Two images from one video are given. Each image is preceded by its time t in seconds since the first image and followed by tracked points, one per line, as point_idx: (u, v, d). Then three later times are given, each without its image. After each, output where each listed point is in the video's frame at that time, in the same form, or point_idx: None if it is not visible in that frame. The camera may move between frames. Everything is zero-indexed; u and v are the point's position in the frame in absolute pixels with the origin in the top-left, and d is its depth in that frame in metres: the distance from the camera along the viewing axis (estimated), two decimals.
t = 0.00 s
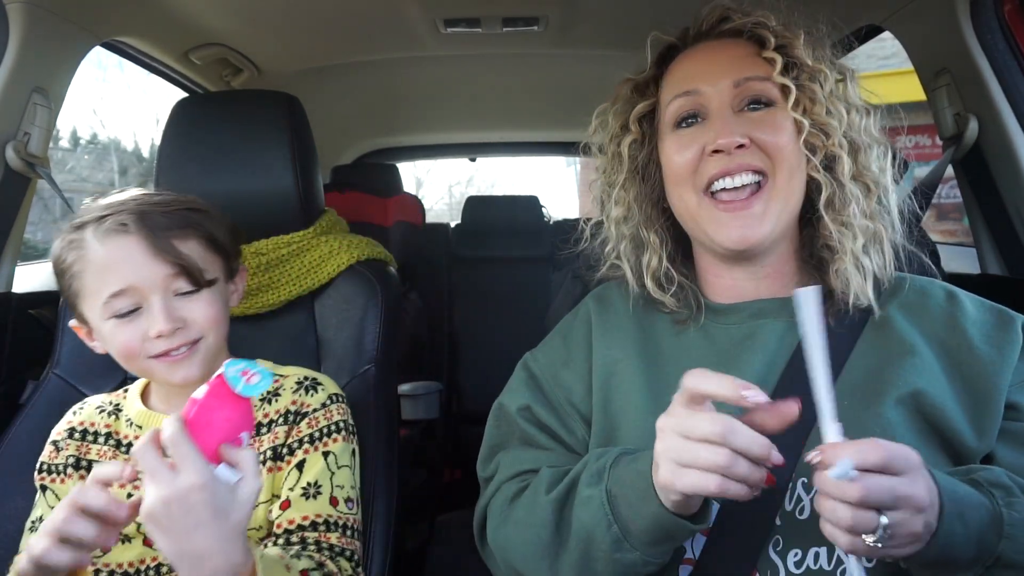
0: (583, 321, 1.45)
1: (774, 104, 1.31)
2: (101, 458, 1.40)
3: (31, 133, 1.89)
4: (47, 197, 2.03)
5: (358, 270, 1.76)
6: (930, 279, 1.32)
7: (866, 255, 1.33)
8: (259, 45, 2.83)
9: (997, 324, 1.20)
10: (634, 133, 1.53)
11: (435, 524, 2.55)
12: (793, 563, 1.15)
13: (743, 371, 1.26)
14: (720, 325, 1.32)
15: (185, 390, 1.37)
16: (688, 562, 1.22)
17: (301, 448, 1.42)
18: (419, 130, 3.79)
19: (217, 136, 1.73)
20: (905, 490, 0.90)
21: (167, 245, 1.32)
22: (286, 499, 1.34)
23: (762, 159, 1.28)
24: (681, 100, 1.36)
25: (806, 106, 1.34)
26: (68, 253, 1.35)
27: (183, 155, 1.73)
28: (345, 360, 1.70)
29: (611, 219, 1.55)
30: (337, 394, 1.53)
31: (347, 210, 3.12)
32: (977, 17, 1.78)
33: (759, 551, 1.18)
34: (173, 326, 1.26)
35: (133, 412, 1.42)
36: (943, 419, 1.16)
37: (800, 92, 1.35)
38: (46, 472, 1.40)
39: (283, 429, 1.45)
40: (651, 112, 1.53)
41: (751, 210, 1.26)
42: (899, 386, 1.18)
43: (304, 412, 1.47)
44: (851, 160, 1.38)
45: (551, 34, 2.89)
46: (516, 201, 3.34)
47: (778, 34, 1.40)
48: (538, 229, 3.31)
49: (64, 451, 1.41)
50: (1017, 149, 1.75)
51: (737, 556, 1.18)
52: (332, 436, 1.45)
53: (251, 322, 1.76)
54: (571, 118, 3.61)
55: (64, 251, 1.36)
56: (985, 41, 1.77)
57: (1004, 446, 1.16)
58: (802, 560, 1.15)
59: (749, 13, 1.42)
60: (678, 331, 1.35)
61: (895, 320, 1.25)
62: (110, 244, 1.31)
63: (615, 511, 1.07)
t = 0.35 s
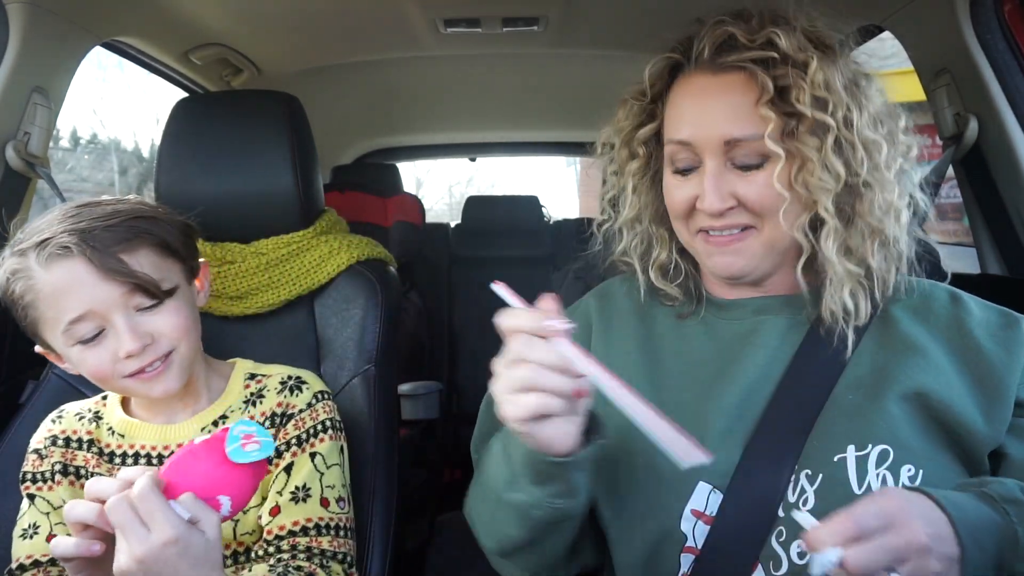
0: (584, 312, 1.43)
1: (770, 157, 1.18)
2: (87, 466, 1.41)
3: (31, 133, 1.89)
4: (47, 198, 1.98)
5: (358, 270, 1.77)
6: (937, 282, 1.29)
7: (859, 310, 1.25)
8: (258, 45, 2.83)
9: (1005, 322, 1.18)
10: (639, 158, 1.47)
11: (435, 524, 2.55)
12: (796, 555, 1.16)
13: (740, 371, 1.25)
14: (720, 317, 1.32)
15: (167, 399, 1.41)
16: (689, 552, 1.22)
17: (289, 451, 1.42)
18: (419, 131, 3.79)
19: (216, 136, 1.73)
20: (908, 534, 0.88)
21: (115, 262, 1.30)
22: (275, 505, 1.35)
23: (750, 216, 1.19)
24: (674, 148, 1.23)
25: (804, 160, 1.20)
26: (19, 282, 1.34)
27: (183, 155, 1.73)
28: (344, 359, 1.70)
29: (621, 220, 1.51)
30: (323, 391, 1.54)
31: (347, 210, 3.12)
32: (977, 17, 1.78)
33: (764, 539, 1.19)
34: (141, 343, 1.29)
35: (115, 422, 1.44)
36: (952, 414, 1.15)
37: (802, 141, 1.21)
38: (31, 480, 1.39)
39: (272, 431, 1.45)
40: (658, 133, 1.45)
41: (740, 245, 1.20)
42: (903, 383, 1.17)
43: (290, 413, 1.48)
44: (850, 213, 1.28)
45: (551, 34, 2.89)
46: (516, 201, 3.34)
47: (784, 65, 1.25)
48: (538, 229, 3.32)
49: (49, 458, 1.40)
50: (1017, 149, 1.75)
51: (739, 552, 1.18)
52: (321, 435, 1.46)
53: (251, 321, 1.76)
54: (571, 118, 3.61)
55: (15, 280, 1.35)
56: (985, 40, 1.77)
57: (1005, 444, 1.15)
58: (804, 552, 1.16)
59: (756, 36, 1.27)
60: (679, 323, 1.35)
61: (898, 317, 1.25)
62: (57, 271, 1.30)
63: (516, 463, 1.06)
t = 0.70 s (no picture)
0: (586, 312, 1.43)
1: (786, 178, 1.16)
2: (92, 462, 1.41)
3: (31, 133, 1.89)
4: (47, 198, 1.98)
5: (358, 269, 1.76)
6: (945, 285, 1.31)
7: (866, 333, 1.24)
8: (259, 45, 2.83)
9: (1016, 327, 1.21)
10: (652, 161, 1.46)
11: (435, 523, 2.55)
12: (798, 555, 1.15)
13: (743, 369, 1.26)
14: (727, 314, 1.32)
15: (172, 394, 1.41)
16: (690, 549, 1.22)
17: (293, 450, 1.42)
18: (419, 131, 3.79)
19: (217, 136, 1.72)
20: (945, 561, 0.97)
21: (119, 259, 1.31)
22: (280, 503, 1.36)
23: (758, 232, 1.19)
24: (686, 156, 1.23)
25: (819, 184, 1.19)
26: (24, 278, 1.34)
27: (184, 155, 1.73)
28: (344, 359, 1.70)
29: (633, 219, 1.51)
30: (326, 391, 1.53)
31: (347, 210, 3.12)
32: (977, 18, 1.80)
33: (766, 540, 1.18)
34: (144, 339, 1.29)
35: (121, 419, 1.44)
36: (958, 419, 1.16)
37: (818, 166, 1.19)
38: (37, 476, 1.39)
39: (275, 430, 1.45)
40: (672, 134, 1.43)
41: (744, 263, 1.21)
42: (912, 389, 1.18)
43: (294, 412, 1.47)
44: (864, 238, 1.25)
45: (551, 34, 2.90)
46: (516, 201, 3.34)
47: (808, 85, 1.21)
48: (538, 229, 3.32)
49: (55, 454, 1.40)
50: (1017, 149, 1.75)
51: (741, 550, 1.18)
52: (324, 435, 1.45)
53: (252, 321, 1.76)
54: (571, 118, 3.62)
55: (20, 274, 1.35)
56: (985, 41, 1.78)
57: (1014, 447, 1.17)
58: (807, 552, 1.15)
59: (782, 49, 1.24)
60: (684, 323, 1.36)
61: (909, 326, 1.24)
62: (61, 265, 1.30)
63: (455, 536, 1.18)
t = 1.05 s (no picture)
0: (585, 312, 1.42)
1: (775, 176, 1.16)
2: (93, 463, 1.41)
3: (31, 133, 1.88)
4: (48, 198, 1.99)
5: (358, 269, 1.76)
6: (942, 283, 1.31)
7: (861, 331, 1.24)
8: (259, 45, 2.83)
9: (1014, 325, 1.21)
10: (645, 164, 1.46)
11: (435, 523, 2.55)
12: (797, 554, 1.15)
13: (741, 369, 1.26)
14: (725, 314, 1.32)
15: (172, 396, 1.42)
16: (689, 549, 1.22)
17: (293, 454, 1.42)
18: (419, 130, 3.79)
19: (217, 136, 1.73)
20: (944, 560, 0.96)
21: (116, 262, 1.31)
22: (281, 507, 1.36)
23: (752, 231, 1.18)
24: (678, 159, 1.22)
25: (810, 181, 1.19)
26: (22, 282, 1.34)
27: (184, 155, 1.73)
28: (344, 359, 1.70)
29: (629, 223, 1.50)
30: (327, 394, 1.52)
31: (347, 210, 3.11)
32: (977, 18, 1.80)
33: (764, 538, 1.18)
34: (144, 341, 1.29)
35: (121, 420, 1.44)
36: (957, 416, 1.16)
37: (809, 163, 1.19)
38: (37, 477, 1.38)
39: (274, 432, 1.44)
40: (666, 136, 1.44)
41: (739, 261, 1.21)
42: (910, 387, 1.18)
43: (295, 415, 1.46)
44: (857, 235, 1.25)
45: (551, 34, 2.90)
46: (516, 201, 3.34)
47: (797, 82, 1.21)
48: (538, 228, 3.32)
49: (55, 455, 1.40)
50: (1017, 149, 1.75)
51: (740, 548, 1.18)
52: (324, 438, 1.45)
53: (252, 321, 1.76)
54: (571, 118, 3.62)
55: (18, 279, 1.35)
56: (985, 41, 1.78)
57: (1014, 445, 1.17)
58: (806, 551, 1.14)
59: (770, 47, 1.24)
60: (681, 324, 1.36)
61: (908, 325, 1.24)
62: (58, 270, 1.30)
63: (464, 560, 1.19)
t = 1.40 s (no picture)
0: (587, 310, 1.43)
1: (768, 175, 1.16)
2: (95, 463, 1.41)
3: (31, 132, 1.88)
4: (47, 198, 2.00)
5: (358, 270, 1.76)
6: (940, 283, 1.31)
7: (855, 330, 1.24)
8: (259, 45, 2.83)
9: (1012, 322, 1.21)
10: (641, 165, 1.46)
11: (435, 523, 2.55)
12: (800, 552, 1.15)
13: (742, 368, 1.26)
14: (725, 314, 1.32)
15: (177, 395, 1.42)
16: (690, 547, 1.21)
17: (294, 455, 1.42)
18: (418, 131, 3.79)
19: (217, 135, 1.72)
20: (943, 548, 0.96)
21: (123, 263, 1.31)
22: (281, 507, 1.36)
23: (746, 230, 1.18)
24: (673, 158, 1.22)
25: (803, 179, 1.19)
26: (28, 283, 1.34)
27: (184, 155, 1.73)
28: (343, 358, 1.70)
29: (624, 224, 1.50)
30: (330, 395, 1.52)
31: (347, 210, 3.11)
32: (977, 17, 1.79)
33: (765, 536, 1.18)
34: (150, 342, 1.30)
35: (123, 420, 1.44)
36: (957, 413, 1.16)
37: (802, 161, 1.19)
38: (41, 476, 1.39)
39: (276, 432, 1.44)
40: (661, 137, 1.44)
41: (733, 260, 1.20)
42: (910, 385, 1.18)
43: (297, 416, 1.46)
44: (848, 234, 1.26)
45: (551, 34, 2.90)
46: (516, 201, 3.34)
47: (789, 81, 1.21)
48: (538, 228, 3.31)
49: (58, 454, 1.40)
50: (1017, 149, 1.75)
51: (741, 547, 1.18)
52: (325, 439, 1.45)
53: (252, 321, 1.76)
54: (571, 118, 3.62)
55: (24, 279, 1.35)
56: (985, 41, 1.78)
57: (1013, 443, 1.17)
58: (808, 548, 1.15)
59: (762, 47, 1.24)
60: (681, 324, 1.36)
61: (906, 324, 1.25)
62: (65, 270, 1.30)
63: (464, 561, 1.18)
